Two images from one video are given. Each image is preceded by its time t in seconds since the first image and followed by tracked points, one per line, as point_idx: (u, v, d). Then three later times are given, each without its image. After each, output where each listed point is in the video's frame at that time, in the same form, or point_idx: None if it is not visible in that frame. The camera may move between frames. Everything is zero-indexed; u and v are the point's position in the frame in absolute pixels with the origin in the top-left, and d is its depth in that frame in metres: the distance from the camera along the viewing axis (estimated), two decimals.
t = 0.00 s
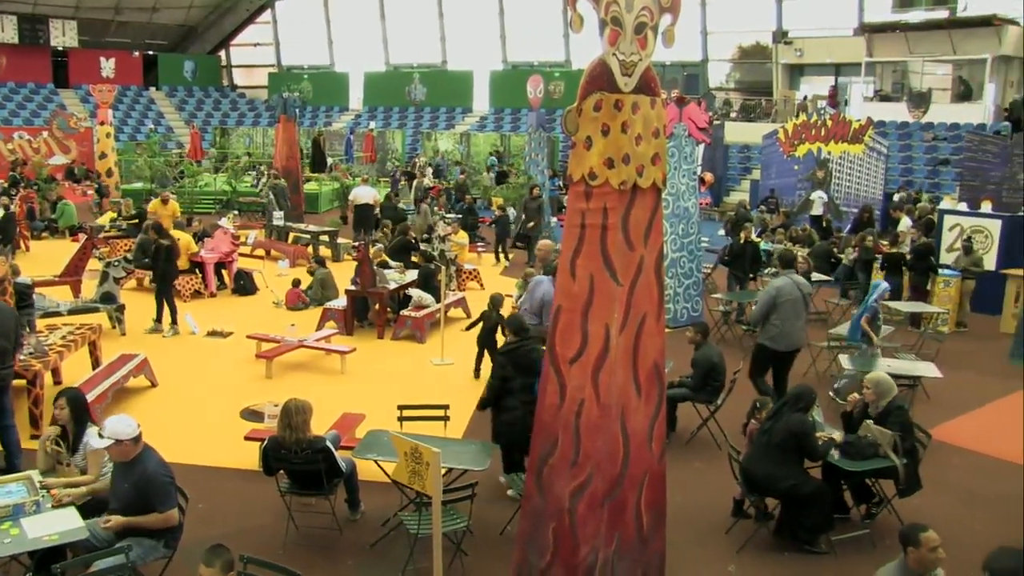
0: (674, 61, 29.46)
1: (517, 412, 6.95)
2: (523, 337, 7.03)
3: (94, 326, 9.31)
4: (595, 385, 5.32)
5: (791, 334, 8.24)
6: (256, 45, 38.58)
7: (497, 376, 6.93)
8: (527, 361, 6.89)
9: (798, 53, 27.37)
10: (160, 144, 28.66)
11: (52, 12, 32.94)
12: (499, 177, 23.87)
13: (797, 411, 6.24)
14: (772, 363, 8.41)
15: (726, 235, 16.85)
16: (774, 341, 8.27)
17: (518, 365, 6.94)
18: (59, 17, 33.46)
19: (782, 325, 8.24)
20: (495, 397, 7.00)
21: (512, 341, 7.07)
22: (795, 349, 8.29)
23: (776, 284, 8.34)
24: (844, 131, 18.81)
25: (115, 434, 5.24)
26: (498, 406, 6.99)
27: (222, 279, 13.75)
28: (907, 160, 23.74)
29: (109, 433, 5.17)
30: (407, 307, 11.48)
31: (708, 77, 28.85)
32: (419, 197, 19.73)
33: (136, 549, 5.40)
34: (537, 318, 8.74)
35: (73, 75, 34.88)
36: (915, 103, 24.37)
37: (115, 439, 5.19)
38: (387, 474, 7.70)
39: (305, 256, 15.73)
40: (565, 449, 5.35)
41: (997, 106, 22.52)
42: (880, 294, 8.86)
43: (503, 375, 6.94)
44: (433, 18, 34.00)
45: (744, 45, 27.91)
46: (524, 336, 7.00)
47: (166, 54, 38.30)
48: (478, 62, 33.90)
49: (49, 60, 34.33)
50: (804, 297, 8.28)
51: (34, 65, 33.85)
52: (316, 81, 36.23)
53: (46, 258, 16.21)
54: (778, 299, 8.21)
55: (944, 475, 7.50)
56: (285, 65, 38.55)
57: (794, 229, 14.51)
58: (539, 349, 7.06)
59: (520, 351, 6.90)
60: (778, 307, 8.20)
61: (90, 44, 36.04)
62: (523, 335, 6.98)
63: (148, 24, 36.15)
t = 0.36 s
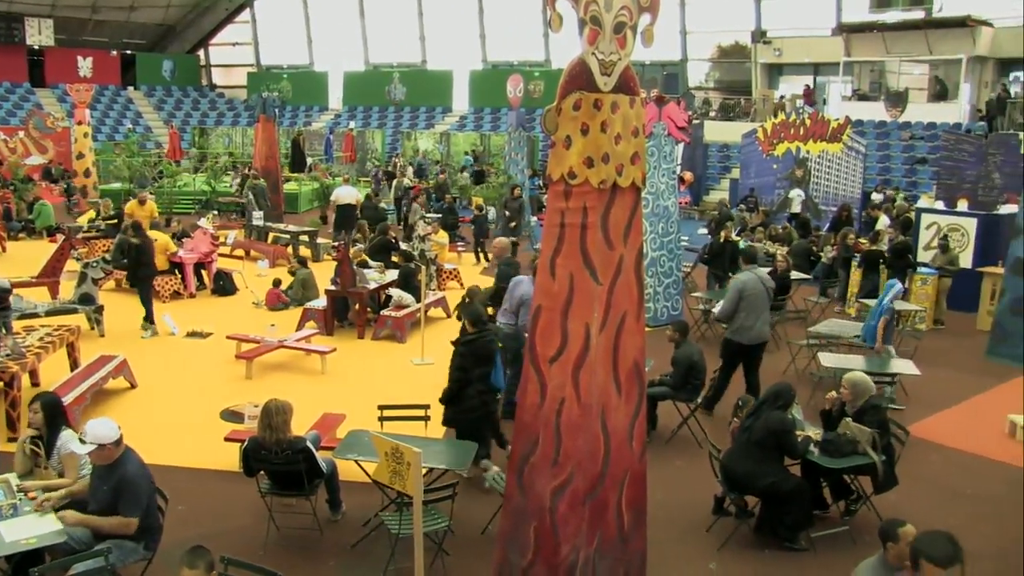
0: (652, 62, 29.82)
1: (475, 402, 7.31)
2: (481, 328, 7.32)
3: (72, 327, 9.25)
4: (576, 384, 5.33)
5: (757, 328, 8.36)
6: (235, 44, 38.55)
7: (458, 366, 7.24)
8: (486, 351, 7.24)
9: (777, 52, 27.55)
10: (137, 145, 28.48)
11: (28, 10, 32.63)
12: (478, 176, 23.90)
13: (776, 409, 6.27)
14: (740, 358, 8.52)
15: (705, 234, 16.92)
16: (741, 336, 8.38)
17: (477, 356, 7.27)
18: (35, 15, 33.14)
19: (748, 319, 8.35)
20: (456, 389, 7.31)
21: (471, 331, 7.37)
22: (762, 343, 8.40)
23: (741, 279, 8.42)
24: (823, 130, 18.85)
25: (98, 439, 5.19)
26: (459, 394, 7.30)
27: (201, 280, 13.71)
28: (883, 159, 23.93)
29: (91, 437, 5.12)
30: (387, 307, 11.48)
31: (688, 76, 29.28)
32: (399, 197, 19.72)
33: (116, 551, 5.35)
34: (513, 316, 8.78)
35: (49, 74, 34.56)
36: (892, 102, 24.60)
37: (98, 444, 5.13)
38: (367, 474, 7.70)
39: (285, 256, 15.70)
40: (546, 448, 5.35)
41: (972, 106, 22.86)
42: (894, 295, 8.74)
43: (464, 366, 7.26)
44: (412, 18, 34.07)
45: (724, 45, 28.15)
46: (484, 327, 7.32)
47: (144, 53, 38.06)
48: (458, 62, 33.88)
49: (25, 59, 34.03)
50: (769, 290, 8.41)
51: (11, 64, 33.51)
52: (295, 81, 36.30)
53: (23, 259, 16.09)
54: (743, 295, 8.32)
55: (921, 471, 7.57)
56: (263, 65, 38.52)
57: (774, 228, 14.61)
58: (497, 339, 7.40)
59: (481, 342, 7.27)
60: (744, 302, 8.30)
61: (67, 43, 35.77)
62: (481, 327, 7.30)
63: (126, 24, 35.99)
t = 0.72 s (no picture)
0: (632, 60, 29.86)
1: (439, 393, 7.31)
2: (439, 319, 7.32)
3: (49, 328, 9.19)
4: (555, 383, 5.30)
5: (711, 322, 8.46)
6: (213, 44, 38.55)
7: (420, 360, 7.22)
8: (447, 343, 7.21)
9: (755, 51, 27.66)
10: (114, 145, 28.30)
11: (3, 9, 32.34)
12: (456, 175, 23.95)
13: (756, 406, 6.27)
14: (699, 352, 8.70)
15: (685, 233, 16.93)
16: (698, 330, 8.49)
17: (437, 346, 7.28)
18: (10, 13, 32.84)
19: (702, 313, 8.47)
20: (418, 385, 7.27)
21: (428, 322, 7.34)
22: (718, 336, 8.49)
23: (692, 276, 8.60)
24: (800, 129, 18.81)
25: (69, 448, 5.15)
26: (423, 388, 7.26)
27: (179, 280, 13.65)
28: (862, 155, 24.15)
29: (63, 447, 5.11)
30: (366, 307, 11.46)
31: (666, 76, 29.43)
32: (378, 196, 19.72)
33: (95, 554, 5.29)
34: (486, 314, 8.62)
35: (24, 75, 34.00)
36: (869, 102, 24.99)
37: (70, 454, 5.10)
38: (347, 474, 7.68)
39: (264, 256, 15.65)
40: (526, 447, 5.32)
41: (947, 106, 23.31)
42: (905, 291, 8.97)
43: (426, 358, 7.24)
44: (391, 17, 34.18)
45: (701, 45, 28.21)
46: (441, 319, 7.32)
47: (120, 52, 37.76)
48: (436, 61, 33.84)
49: None
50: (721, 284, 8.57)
51: None
52: (274, 81, 36.32)
53: None
54: (695, 291, 8.48)
55: (899, 468, 7.62)
56: (241, 64, 38.48)
57: (752, 227, 14.68)
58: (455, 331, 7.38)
59: (441, 332, 7.25)
60: (696, 297, 8.46)
61: (42, 42, 35.49)
62: (438, 318, 7.30)
63: (102, 23, 35.70)
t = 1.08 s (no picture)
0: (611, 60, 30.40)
1: (386, 382, 7.43)
2: (392, 313, 7.46)
3: (25, 330, 9.13)
4: (535, 383, 5.26)
5: (675, 316, 9.23)
6: (191, 43, 38.51)
7: (367, 349, 7.37)
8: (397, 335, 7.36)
9: (733, 51, 28.08)
10: (91, 145, 28.14)
11: None
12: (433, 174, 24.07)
13: (734, 405, 6.28)
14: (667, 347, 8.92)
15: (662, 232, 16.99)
16: (663, 324, 9.25)
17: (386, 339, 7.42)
18: None
19: (666, 307, 9.26)
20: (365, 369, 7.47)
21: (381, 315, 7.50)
22: (681, 330, 9.21)
23: (660, 272, 9.41)
24: (777, 128, 18.84)
25: (43, 456, 5.09)
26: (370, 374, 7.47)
27: (158, 281, 13.60)
28: (839, 154, 24.44)
29: (37, 455, 5.04)
30: (345, 307, 11.46)
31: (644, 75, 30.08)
32: (357, 196, 19.76)
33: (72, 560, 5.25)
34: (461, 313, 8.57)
35: None
36: (846, 100, 25.23)
37: (45, 462, 5.05)
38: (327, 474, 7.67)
39: (242, 256, 15.60)
40: (506, 446, 5.28)
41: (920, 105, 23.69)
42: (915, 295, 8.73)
43: (374, 349, 7.40)
44: (370, 17, 34.87)
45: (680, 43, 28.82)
46: (394, 311, 7.46)
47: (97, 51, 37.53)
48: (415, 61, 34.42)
49: None
50: (686, 281, 9.32)
51: None
52: (252, 80, 36.36)
53: None
54: (660, 285, 9.27)
55: (876, 464, 7.69)
56: (218, 64, 38.52)
57: (731, 226, 14.75)
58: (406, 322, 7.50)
59: (391, 325, 7.39)
60: (660, 292, 9.27)
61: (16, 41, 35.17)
62: (391, 311, 7.45)
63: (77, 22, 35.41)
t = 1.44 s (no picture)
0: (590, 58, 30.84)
1: (347, 375, 7.68)
2: (350, 308, 7.66)
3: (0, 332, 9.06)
4: (513, 382, 5.20)
5: (643, 309, 9.76)
6: (168, 43, 38.33)
7: (329, 344, 7.61)
8: (355, 331, 7.61)
9: (711, 51, 28.48)
10: (66, 145, 27.88)
11: None
12: (411, 174, 24.02)
13: (713, 403, 6.30)
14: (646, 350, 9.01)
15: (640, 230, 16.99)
16: (631, 315, 9.78)
17: (346, 334, 7.67)
18: None
19: (637, 300, 9.75)
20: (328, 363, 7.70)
21: (340, 310, 7.70)
22: (649, 321, 9.83)
23: (633, 264, 9.76)
24: (756, 128, 19.45)
25: (18, 462, 5.03)
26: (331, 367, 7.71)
27: (136, 282, 13.55)
28: (816, 153, 24.56)
29: (11, 460, 4.97)
30: (324, 307, 11.44)
31: (623, 74, 30.28)
32: (336, 196, 19.71)
33: (47, 563, 5.20)
34: (436, 309, 8.69)
35: None
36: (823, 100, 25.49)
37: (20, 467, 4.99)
38: (307, 475, 7.66)
39: (221, 256, 15.54)
40: (485, 445, 5.22)
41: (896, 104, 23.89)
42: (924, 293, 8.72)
43: (338, 343, 7.64)
44: (348, 16, 34.67)
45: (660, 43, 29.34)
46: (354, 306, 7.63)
47: (73, 50, 37.22)
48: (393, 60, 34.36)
49: None
50: (655, 274, 9.78)
51: None
52: (230, 79, 36.23)
53: None
54: (632, 277, 9.68)
55: (853, 460, 7.75)
56: (196, 63, 38.36)
57: (709, 225, 14.81)
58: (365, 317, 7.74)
59: (351, 320, 7.62)
60: (633, 285, 9.69)
61: None
62: (350, 307, 7.62)
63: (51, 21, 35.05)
